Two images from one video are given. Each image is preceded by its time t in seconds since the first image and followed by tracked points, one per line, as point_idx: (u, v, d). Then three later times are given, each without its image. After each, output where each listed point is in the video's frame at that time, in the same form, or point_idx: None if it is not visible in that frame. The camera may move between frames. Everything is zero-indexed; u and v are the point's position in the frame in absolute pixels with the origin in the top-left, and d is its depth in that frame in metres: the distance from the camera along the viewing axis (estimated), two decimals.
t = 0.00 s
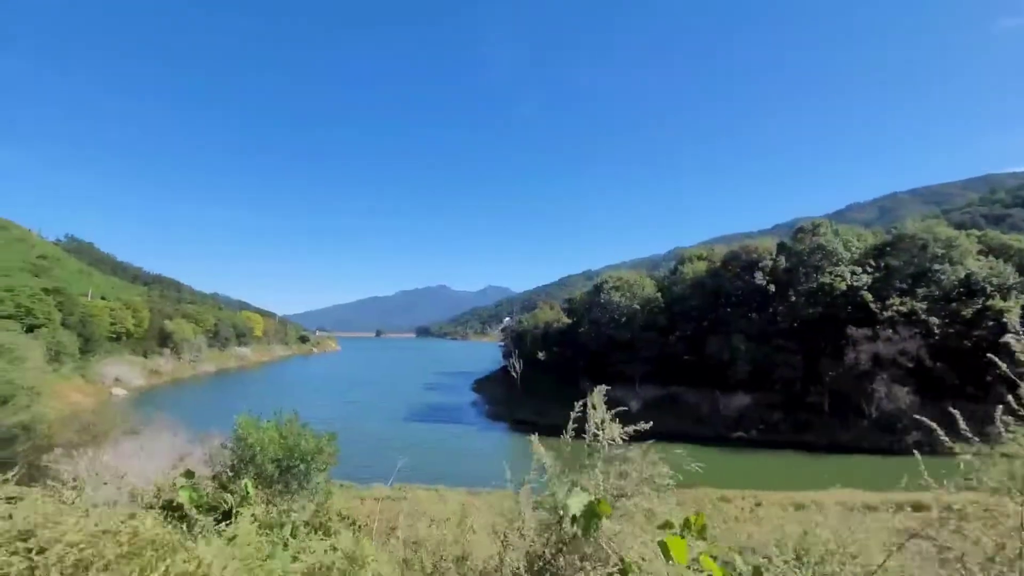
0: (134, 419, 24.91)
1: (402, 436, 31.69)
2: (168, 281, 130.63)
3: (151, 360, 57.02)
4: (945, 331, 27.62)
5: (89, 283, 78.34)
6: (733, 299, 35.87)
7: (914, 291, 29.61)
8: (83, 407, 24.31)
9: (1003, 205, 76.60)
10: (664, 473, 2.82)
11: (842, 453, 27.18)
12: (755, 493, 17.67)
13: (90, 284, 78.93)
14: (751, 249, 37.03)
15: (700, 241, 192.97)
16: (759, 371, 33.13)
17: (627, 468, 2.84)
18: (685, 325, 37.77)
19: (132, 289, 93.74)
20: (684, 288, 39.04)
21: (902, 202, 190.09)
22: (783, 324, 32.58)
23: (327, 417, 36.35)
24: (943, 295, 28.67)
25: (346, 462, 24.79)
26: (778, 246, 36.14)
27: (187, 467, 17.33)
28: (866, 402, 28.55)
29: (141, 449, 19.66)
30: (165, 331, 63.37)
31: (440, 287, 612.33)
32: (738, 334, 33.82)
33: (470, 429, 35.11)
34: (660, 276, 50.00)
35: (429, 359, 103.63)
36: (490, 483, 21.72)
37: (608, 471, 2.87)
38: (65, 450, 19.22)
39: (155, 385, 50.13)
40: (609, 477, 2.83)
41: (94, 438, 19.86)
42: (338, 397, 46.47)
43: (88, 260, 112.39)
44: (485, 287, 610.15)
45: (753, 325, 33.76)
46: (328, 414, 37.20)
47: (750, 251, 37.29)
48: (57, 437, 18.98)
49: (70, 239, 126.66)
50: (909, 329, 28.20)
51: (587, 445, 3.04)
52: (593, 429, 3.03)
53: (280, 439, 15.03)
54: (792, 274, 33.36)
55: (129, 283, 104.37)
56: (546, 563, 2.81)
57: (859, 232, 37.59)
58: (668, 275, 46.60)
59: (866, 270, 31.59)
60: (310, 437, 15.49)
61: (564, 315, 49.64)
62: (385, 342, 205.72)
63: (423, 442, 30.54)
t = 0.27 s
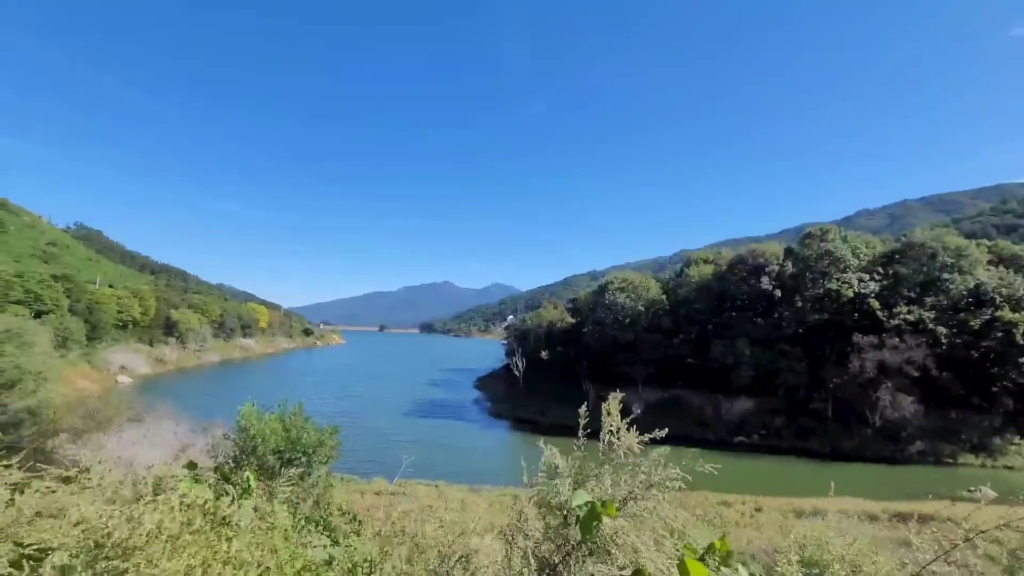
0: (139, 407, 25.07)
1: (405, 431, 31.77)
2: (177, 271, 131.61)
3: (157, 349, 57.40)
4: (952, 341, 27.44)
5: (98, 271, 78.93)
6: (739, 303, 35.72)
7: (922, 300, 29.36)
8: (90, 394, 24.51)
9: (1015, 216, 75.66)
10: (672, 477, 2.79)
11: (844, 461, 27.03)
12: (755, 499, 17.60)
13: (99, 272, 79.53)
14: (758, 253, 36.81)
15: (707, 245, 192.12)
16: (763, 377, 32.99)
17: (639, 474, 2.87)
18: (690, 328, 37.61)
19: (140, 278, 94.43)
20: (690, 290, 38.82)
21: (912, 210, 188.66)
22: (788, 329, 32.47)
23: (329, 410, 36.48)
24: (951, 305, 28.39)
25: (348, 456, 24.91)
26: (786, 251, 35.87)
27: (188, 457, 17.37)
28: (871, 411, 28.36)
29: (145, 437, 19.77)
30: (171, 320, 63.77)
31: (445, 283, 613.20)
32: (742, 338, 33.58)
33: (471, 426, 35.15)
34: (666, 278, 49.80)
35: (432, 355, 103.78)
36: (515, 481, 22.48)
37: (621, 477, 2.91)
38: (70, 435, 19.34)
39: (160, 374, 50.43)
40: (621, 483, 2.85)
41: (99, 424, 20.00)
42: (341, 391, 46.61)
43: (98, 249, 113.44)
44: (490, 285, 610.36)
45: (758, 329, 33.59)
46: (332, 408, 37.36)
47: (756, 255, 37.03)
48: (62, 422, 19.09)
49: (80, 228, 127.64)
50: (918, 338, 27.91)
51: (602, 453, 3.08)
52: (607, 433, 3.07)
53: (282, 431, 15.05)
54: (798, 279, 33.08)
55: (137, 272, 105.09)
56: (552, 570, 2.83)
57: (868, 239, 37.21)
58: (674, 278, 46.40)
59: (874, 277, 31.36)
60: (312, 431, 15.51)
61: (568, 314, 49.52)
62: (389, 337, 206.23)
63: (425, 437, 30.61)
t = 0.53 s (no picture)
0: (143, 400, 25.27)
1: (408, 427, 32.00)
2: (178, 264, 131.50)
3: (159, 342, 57.50)
4: (955, 345, 26.82)
5: (100, 263, 78.96)
6: (742, 304, 35.71)
7: (925, 303, 29.02)
8: (94, 386, 24.65)
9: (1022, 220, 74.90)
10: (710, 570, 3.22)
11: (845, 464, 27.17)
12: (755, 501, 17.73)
13: (101, 263, 79.54)
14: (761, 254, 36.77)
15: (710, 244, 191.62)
16: (765, 378, 32.98)
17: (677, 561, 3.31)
18: (691, 328, 37.73)
19: (141, 271, 94.36)
20: (692, 291, 38.85)
21: (916, 213, 187.44)
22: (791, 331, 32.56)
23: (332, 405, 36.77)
24: (955, 308, 27.85)
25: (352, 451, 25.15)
26: (789, 251, 35.74)
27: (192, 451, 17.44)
28: (872, 413, 28.48)
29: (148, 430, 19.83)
30: (173, 314, 64.01)
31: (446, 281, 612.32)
32: (744, 339, 33.59)
33: (473, 424, 35.28)
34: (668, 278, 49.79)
35: (433, 351, 103.80)
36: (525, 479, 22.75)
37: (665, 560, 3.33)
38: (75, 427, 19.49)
39: (162, 367, 50.56)
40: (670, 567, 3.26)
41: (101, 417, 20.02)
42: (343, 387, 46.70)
43: (99, 239, 113.46)
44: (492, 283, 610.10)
45: (760, 330, 33.58)
46: (333, 403, 37.44)
47: (759, 256, 36.93)
48: (66, 414, 19.25)
49: (82, 220, 127.34)
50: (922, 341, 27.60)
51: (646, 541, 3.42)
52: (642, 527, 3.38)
53: (284, 426, 15.14)
54: (801, 281, 32.89)
55: (139, 264, 104.88)
56: None
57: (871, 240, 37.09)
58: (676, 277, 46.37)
59: (877, 280, 31.40)
60: (314, 425, 15.57)
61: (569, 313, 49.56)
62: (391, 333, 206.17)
63: (428, 434, 30.85)
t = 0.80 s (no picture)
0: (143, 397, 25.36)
1: (408, 424, 32.05)
2: (179, 262, 131.57)
3: (160, 339, 57.63)
4: (956, 344, 26.60)
5: (101, 260, 79.08)
6: (743, 302, 35.64)
7: (926, 301, 28.68)
8: (94, 383, 24.71)
9: None
10: None
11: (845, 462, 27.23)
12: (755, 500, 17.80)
13: (102, 261, 79.67)
14: (762, 251, 36.65)
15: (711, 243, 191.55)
16: (765, 376, 32.98)
17: None
18: (692, 326, 37.74)
19: (142, 268, 94.49)
20: (693, 289, 38.78)
21: (918, 210, 186.72)
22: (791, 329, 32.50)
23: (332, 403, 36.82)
24: (956, 306, 27.69)
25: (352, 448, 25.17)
26: (791, 249, 35.59)
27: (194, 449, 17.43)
28: (874, 412, 28.80)
29: (149, 427, 19.88)
30: (174, 311, 64.21)
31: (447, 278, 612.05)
32: (745, 337, 33.56)
33: (473, 422, 35.34)
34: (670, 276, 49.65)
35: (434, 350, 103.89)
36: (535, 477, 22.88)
37: None
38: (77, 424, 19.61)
39: (163, 364, 50.68)
40: None
41: (103, 414, 20.06)
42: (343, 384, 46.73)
43: (101, 237, 113.55)
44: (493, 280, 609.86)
45: (760, 328, 33.52)
46: (333, 401, 37.52)
47: (760, 254, 36.76)
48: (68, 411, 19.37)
49: (83, 218, 127.54)
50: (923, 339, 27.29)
51: None
52: None
53: (287, 424, 15.13)
54: (802, 279, 32.80)
55: (140, 262, 105.11)
56: None
57: (872, 238, 36.94)
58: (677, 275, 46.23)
59: (878, 278, 31.39)
60: (317, 423, 15.61)
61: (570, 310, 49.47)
62: (391, 331, 206.32)
63: (428, 431, 30.91)
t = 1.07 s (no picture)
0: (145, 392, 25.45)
1: (410, 420, 32.12)
2: (181, 257, 131.76)
3: (162, 334, 57.77)
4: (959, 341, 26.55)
5: (103, 255, 79.18)
6: (744, 298, 35.57)
7: (929, 298, 28.65)
8: (97, 378, 24.79)
9: None
10: None
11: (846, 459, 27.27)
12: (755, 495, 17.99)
13: (105, 256, 79.79)
14: (764, 248, 36.53)
15: (713, 239, 191.10)
16: (766, 373, 32.99)
17: None
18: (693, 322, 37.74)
19: (145, 264, 94.63)
20: (694, 285, 38.73)
21: (920, 207, 186.07)
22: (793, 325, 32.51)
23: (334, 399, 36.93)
24: (959, 303, 27.68)
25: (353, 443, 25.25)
26: (793, 246, 35.48)
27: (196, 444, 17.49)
28: (875, 409, 28.72)
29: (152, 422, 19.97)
30: (176, 307, 64.38)
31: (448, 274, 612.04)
32: (747, 334, 33.56)
33: (475, 418, 35.42)
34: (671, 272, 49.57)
35: (435, 346, 104.04)
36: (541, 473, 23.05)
37: None
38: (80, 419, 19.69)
39: (165, 359, 50.83)
40: None
41: (107, 409, 20.04)
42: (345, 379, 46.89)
43: (102, 232, 113.64)
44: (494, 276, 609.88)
45: (762, 325, 33.51)
46: (336, 396, 37.64)
47: (763, 250, 36.64)
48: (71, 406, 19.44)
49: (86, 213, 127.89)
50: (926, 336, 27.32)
51: None
52: None
53: (291, 421, 15.19)
54: (804, 276, 32.79)
55: (142, 257, 105.51)
56: None
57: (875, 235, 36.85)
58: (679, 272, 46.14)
59: (881, 275, 31.32)
60: (320, 419, 15.70)
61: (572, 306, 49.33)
62: (393, 327, 207.12)
63: (430, 427, 30.98)
